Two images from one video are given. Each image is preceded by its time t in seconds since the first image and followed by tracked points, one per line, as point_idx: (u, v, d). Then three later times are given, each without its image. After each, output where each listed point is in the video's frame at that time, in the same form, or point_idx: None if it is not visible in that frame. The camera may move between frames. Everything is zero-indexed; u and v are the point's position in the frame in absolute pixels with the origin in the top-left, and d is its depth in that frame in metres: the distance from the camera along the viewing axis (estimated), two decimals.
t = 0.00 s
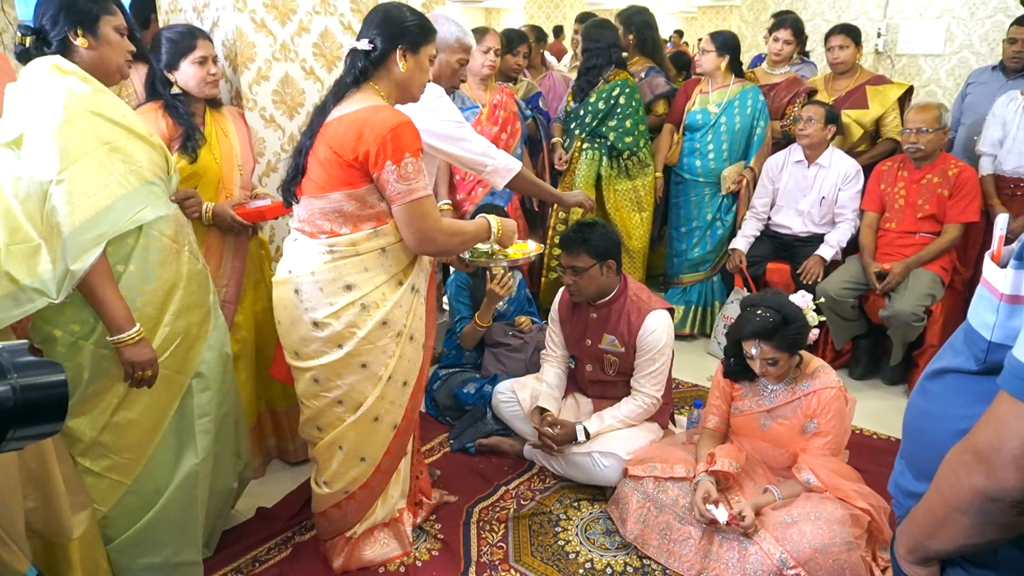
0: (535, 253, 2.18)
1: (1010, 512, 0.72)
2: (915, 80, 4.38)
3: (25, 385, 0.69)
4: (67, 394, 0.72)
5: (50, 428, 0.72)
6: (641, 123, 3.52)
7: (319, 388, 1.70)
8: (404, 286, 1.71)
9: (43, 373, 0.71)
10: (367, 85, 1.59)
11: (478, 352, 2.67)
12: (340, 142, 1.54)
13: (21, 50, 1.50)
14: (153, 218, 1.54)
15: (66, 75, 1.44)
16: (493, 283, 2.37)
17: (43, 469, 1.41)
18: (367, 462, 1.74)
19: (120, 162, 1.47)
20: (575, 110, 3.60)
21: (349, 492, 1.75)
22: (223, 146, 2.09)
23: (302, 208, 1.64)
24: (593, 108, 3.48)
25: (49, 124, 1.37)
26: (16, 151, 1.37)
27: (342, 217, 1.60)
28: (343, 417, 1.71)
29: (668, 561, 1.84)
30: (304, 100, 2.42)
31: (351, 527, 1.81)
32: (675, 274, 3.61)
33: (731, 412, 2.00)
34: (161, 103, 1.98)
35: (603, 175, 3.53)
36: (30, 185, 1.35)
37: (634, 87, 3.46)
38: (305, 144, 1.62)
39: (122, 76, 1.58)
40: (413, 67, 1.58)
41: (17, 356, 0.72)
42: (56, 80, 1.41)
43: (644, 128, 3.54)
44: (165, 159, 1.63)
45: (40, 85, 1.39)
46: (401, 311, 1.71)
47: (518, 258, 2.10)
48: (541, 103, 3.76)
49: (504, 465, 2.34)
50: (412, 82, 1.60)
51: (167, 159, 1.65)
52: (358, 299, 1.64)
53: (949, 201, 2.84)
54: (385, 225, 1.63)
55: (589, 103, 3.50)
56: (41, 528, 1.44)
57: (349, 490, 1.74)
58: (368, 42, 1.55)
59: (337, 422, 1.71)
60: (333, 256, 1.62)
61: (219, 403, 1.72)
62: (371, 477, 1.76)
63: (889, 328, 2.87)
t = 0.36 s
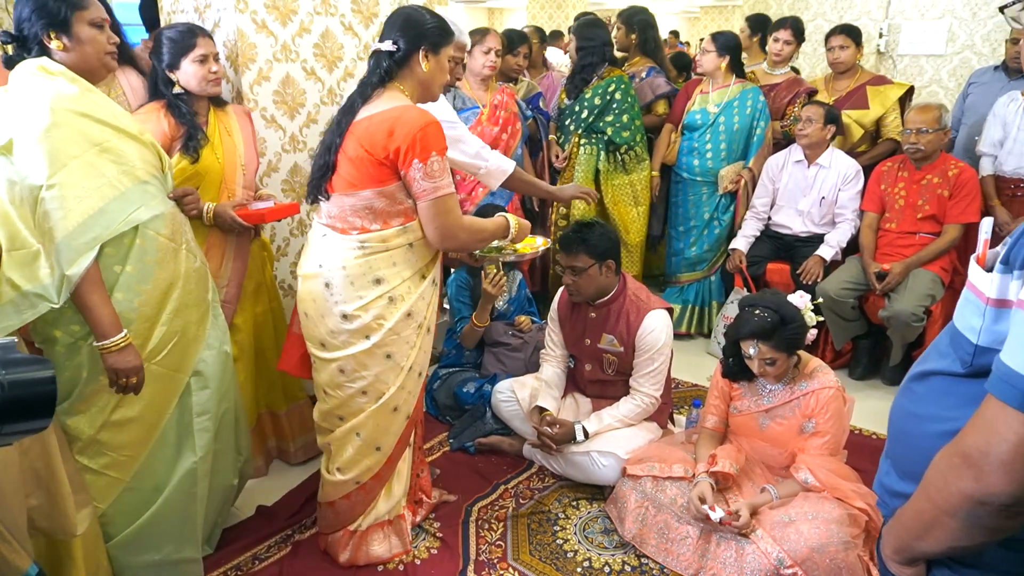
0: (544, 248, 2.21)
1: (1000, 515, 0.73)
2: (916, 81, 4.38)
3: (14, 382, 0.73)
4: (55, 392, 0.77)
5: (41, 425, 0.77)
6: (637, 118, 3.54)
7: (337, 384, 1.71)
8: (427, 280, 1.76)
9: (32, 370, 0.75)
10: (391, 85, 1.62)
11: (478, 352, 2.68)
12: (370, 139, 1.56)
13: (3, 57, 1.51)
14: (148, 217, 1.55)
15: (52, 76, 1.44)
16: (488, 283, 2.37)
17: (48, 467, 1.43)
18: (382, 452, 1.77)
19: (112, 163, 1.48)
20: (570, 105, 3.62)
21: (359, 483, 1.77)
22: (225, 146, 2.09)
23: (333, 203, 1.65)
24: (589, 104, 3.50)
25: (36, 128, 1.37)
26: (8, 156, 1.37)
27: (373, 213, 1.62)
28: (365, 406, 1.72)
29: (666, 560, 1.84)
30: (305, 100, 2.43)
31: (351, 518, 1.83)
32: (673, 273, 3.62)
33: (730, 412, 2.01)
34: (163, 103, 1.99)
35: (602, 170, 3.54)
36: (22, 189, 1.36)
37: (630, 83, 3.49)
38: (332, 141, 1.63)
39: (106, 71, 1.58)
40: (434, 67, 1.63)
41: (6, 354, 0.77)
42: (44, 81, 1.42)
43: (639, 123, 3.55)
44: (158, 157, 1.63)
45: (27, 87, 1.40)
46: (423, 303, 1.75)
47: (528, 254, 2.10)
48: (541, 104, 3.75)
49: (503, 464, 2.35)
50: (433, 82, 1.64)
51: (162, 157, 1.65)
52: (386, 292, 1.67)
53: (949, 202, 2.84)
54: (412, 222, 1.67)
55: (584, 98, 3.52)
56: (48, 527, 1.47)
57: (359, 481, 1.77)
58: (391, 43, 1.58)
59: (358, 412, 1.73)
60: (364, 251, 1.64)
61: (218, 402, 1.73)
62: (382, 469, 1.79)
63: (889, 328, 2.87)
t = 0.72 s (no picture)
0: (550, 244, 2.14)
1: (991, 516, 0.73)
2: (917, 81, 4.37)
3: None
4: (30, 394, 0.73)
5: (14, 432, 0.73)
6: (635, 119, 3.56)
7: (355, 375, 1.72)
8: (438, 275, 1.76)
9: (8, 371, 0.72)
10: (411, 89, 1.64)
11: (476, 352, 2.66)
12: (396, 137, 1.58)
13: None
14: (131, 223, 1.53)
15: (32, 79, 1.46)
16: (486, 285, 2.35)
17: (41, 468, 1.44)
18: (421, 449, 1.77)
19: (92, 166, 1.47)
20: (567, 106, 3.62)
21: (399, 480, 1.77)
22: (225, 144, 2.10)
23: (348, 197, 1.64)
24: (586, 105, 3.50)
25: (10, 131, 1.37)
26: None
27: (388, 206, 1.63)
28: (391, 401, 1.72)
29: (662, 561, 1.84)
30: (304, 100, 2.43)
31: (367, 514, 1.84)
32: (669, 272, 3.63)
33: (727, 412, 2.00)
34: (162, 102, 2.00)
35: (603, 171, 3.55)
36: None
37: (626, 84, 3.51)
38: (350, 139, 1.64)
39: (78, 69, 1.58)
40: (453, 75, 1.65)
41: None
42: (21, 84, 1.42)
43: (637, 125, 3.58)
44: (145, 161, 1.63)
45: (4, 90, 1.41)
46: (436, 298, 1.76)
47: (532, 248, 2.08)
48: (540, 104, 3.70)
49: (501, 464, 2.35)
50: (450, 89, 1.67)
51: (150, 159, 1.64)
52: (398, 285, 1.67)
53: (948, 202, 2.84)
54: (425, 216, 1.68)
55: (581, 100, 3.51)
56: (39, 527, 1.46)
57: (399, 478, 1.77)
58: (412, 50, 1.60)
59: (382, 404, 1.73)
60: (376, 242, 1.64)
61: (211, 404, 1.73)
62: (421, 469, 1.78)
63: (888, 329, 2.86)
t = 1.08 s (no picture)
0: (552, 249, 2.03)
1: (982, 515, 0.74)
2: (913, 82, 4.39)
3: None
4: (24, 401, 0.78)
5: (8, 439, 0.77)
6: (632, 121, 3.58)
7: (369, 384, 1.70)
8: (457, 285, 1.78)
9: None
10: (437, 99, 1.63)
11: (473, 352, 2.67)
12: (437, 144, 1.58)
13: None
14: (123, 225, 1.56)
15: (23, 85, 1.45)
16: (484, 287, 2.36)
17: (38, 468, 1.46)
18: (435, 462, 1.77)
19: (82, 171, 1.49)
20: (564, 109, 3.63)
21: (419, 494, 1.79)
22: (224, 144, 2.10)
23: (381, 202, 1.62)
24: (583, 108, 3.52)
25: (6, 136, 1.39)
26: None
27: (425, 211, 1.64)
28: (408, 412, 1.71)
29: (659, 560, 1.86)
30: (302, 103, 2.44)
31: (389, 524, 1.88)
32: (665, 272, 3.64)
33: (723, 413, 2.02)
34: (160, 103, 2.01)
35: (602, 172, 3.56)
36: None
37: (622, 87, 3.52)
38: (383, 145, 1.62)
39: (66, 73, 1.58)
40: (471, 89, 1.65)
41: None
42: (13, 91, 1.42)
43: (633, 128, 3.61)
44: (137, 163, 1.65)
45: None
46: (455, 307, 1.78)
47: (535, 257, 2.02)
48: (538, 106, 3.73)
49: (498, 464, 2.36)
50: (470, 102, 1.67)
51: (142, 162, 1.67)
52: (428, 292, 1.68)
53: (943, 203, 2.86)
54: (456, 222, 1.71)
55: (578, 103, 3.53)
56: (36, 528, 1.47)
57: (419, 492, 1.79)
58: (432, 64, 1.60)
59: (400, 416, 1.72)
60: (411, 249, 1.64)
61: (210, 408, 1.74)
62: (440, 477, 1.79)
63: (883, 330, 2.88)
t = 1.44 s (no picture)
0: (553, 251, 1.99)
1: (980, 515, 0.74)
2: (906, 82, 4.41)
3: None
4: (18, 408, 0.78)
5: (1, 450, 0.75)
6: (628, 122, 3.58)
7: (379, 386, 1.68)
8: (466, 288, 1.79)
9: None
10: (450, 104, 1.63)
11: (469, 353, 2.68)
12: (456, 147, 1.58)
13: None
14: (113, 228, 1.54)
15: (6, 88, 1.42)
16: (482, 290, 2.35)
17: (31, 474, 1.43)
18: (440, 463, 1.77)
19: (70, 175, 1.47)
20: (560, 109, 3.64)
21: (421, 496, 1.79)
22: (220, 145, 2.09)
23: (400, 203, 1.61)
24: (579, 108, 3.53)
25: None
26: None
27: (443, 213, 1.64)
28: (417, 415, 1.71)
29: (656, 560, 1.86)
30: (296, 103, 2.43)
31: (385, 531, 1.87)
32: (660, 271, 3.65)
33: (719, 412, 2.02)
34: (154, 107, 2.00)
35: (599, 173, 3.56)
36: None
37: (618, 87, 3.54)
38: (400, 147, 1.60)
39: (47, 75, 1.53)
40: (480, 94, 1.67)
41: None
42: None
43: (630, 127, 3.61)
44: (128, 165, 1.63)
45: None
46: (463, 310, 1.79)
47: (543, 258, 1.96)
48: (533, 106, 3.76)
49: (495, 465, 2.36)
50: (479, 107, 1.68)
51: (133, 165, 1.64)
52: (442, 294, 1.69)
53: (936, 203, 2.87)
54: (468, 225, 1.71)
55: (574, 103, 3.54)
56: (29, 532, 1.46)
57: (421, 495, 1.78)
58: (443, 71, 1.60)
59: (409, 419, 1.71)
60: (428, 250, 1.64)
61: (205, 410, 1.73)
62: (443, 479, 1.80)
63: (878, 329, 2.89)
